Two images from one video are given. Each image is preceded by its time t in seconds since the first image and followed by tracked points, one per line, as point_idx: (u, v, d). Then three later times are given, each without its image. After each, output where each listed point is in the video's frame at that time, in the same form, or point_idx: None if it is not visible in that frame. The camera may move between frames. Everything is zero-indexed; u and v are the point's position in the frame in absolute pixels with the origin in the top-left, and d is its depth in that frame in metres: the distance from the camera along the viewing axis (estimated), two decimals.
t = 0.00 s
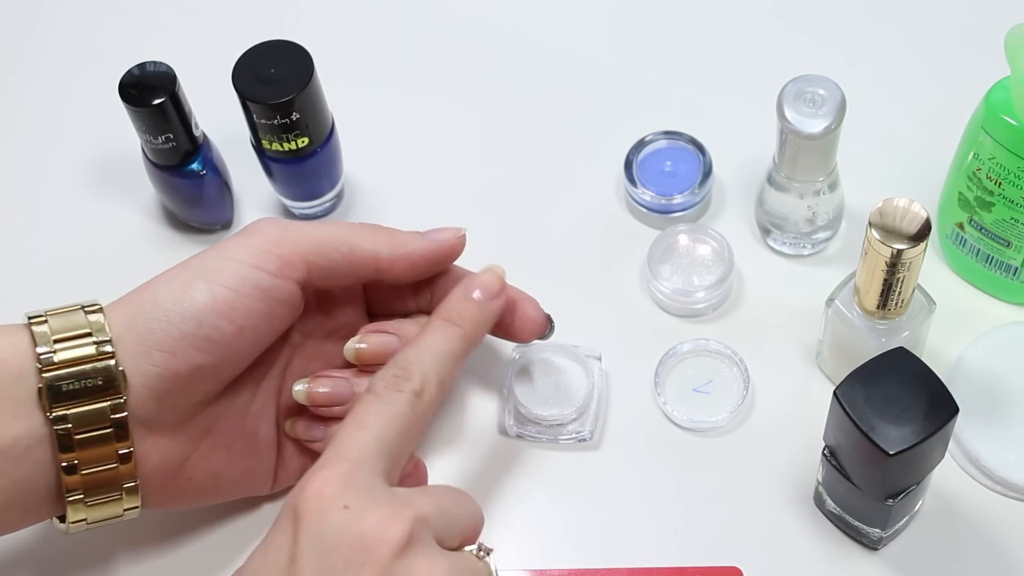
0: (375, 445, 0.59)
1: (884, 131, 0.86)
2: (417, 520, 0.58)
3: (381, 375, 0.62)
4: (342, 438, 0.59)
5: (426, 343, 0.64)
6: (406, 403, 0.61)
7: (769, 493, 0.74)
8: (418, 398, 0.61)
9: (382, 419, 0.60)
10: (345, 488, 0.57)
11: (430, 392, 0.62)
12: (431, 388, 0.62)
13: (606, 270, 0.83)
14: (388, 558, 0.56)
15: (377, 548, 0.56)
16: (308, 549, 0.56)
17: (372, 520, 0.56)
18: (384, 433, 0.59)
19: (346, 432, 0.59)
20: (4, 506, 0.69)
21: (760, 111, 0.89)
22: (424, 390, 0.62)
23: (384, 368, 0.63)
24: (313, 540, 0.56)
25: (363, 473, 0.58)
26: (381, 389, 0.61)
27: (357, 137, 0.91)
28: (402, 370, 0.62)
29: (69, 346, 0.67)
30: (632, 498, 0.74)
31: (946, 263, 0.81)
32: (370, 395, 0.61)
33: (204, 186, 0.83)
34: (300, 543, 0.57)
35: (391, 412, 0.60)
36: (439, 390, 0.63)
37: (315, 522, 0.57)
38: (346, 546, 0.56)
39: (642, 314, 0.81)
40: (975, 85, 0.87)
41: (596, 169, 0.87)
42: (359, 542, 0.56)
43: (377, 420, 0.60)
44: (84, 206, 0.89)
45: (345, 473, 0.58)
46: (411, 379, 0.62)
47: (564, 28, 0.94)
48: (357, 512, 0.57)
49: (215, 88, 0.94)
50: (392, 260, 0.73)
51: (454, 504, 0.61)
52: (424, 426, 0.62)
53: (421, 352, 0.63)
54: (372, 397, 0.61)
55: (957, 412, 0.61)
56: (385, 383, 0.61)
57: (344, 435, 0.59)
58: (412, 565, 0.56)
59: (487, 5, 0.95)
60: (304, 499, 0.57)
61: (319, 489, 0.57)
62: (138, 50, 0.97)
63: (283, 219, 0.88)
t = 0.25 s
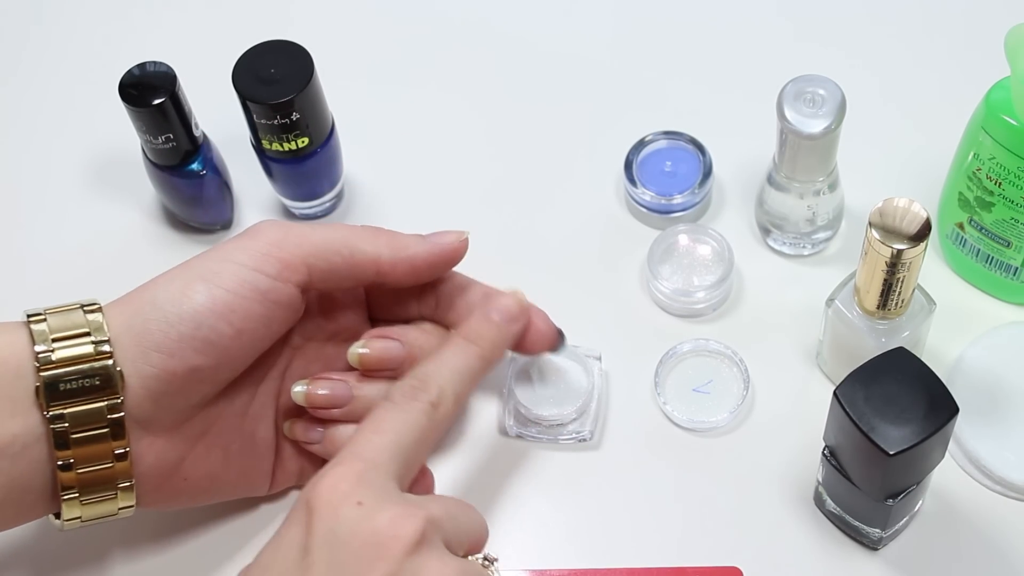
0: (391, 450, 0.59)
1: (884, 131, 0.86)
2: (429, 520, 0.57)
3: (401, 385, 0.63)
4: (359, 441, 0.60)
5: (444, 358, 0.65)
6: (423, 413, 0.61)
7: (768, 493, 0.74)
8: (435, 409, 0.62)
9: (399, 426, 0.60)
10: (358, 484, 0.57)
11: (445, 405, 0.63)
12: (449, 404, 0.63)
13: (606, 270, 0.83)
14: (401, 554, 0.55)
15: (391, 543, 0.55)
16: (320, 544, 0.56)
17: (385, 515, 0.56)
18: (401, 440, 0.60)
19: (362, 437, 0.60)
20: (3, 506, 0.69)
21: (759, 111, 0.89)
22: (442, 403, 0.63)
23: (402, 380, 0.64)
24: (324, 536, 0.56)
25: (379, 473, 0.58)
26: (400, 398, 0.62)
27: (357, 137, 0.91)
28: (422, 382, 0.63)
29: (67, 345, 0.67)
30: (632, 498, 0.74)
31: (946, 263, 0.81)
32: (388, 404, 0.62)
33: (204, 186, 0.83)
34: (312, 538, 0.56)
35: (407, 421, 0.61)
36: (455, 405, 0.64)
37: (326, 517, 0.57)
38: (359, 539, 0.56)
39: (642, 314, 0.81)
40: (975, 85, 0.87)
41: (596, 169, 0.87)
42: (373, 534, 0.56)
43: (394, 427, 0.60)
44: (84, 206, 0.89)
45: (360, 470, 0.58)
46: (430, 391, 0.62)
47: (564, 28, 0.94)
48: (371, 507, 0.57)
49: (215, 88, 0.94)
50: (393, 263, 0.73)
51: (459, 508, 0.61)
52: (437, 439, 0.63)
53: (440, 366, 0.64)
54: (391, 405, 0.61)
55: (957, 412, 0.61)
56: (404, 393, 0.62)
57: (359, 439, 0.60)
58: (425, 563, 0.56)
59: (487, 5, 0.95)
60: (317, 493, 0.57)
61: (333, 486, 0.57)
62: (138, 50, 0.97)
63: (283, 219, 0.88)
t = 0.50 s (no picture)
0: (397, 440, 0.59)
1: (884, 131, 0.86)
2: (434, 515, 0.58)
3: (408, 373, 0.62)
4: (365, 431, 0.59)
5: (452, 346, 0.64)
6: (429, 403, 0.61)
7: (769, 493, 0.74)
8: (441, 398, 0.62)
9: (406, 417, 0.60)
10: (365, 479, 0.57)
11: (453, 393, 0.62)
12: (456, 391, 0.63)
13: (606, 270, 0.83)
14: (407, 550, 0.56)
15: (396, 542, 0.56)
16: (325, 540, 0.56)
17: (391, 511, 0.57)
18: (407, 431, 0.60)
19: (368, 426, 0.60)
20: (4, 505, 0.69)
21: (759, 111, 0.89)
22: (451, 392, 0.62)
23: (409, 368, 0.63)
24: (329, 531, 0.56)
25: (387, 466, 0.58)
26: (407, 387, 0.61)
27: (356, 137, 0.91)
28: (429, 369, 0.62)
29: (64, 344, 0.67)
30: (632, 498, 0.74)
31: (946, 263, 0.81)
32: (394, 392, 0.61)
33: (204, 186, 0.83)
34: (318, 533, 0.56)
35: (413, 410, 0.60)
36: (462, 394, 0.63)
37: (331, 512, 0.57)
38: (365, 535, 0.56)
39: (642, 314, 0.81)
40: (975, 85, 0.87)
41: (596, 169, 0.87)
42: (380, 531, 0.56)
43: (400, 417, 0.60)
44: (84, 206, 0.89)
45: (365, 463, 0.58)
46: (436, 379, 0.62)
47: (564, 28, 0.94)
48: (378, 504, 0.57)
49: (215, 88, 0.94)
50: (390, 264, 0.72)
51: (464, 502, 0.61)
52: (445, 427, 0.63)
53: (447, 354, 0.64)
54: (397, 393, 0.61)
55: (957, 412, 0.61)
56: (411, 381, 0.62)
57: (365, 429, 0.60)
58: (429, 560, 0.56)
59: (487, 5, 0.95)
60: (323, 490, 0.57)
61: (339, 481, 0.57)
62: (138, 50, 0.97)
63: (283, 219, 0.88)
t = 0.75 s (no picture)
0: (385, 453, 0.59)
1: (884, 131, 0.86)
2: (429, 528, 0.58)
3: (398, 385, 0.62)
4: (354, 445, 0.60)
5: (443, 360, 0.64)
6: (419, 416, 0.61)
7: (769, 493, 0.74)
8: (431, 410, 0.62)
9: (395, 432, 0.60)
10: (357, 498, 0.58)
11: (442, 406, 0.62)
12: (445, 401, 0.63)
13: (606, 270, 0.83)
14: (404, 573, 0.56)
15: (390, 562, 0.55)
16: (319, 559, 0.56)
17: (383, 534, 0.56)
18: (397, 448, 0.60)
19: (358, 438, 0.60)
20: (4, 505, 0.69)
21: (759, 111, 0.89)
22: (441, 405, 0.62)
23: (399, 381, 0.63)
24: (322, 550, 0.56)
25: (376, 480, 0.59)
26: (396, 402, 0.61)
27: (356, 137, 0.91)
28: (421, 382, 0.63)
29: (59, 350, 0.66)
30: (633, 498, 0.74)
31: (946, 263, 0.81)
32: (384, 404, 0.61)
33: (205, 186, 0.83)
34: (312, 552, 0.56)
35: (402, 423, 0.61)
36: (450, 407, 0.63)
37: (324, 531, 0.56)
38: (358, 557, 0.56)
39: (642, 314, 0.81)
40: (975, 85, 0.87)
41: (596, 169, 0.87)
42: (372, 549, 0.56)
43: (389, 430, 0.60)
44: (84, 206, 0.89)
45: (357, 479, 0.58)
46: (427, 393, 0.62)
47: (565, 28, 0.94)
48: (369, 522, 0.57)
49: (216, 88, 0.94)
50: (383, 267, 0.72)
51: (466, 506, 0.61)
52: (434, 440, 0.63)
53: (438, 368, 0.64)
54: (387, 407, 0.61)
55: (957, 412, 0.61)
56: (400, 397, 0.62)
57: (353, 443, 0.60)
58: None
59: (487, 6, 0.95)
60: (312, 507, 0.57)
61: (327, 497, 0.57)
62: (138, 50, 0.97)
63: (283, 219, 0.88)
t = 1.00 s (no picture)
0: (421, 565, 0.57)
1: (884, 131, 0.86)
2: None
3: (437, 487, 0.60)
4: (396, 563, 0.57)
5: (484, 462, 0.61)
6: (461, 524, 0.59)
7: (768, 493, 0.74)
8: (470, 514, 0.60)
9: (439, 554, 0.58)
10: None
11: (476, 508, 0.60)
12: (484, 505, 0.60)
13: (606, 270, 0.83)
14: None
15: None
16: None
17: None
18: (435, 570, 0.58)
19: (400, 554, 0.57)
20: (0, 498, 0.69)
21: (760, 111, 0.88)
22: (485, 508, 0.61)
23: (440, 483, 0.60)
24: None
25: None
26: (444, 515, 0.59)
27: (356, 137, 0.91)
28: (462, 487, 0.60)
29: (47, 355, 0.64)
30: (632, 498, 0.74)
31: (946, 263, 0.81)
32: (425, 507, 0.59)
33: (205, 186, 0.83)
34: None
35: (440, 528, 0.58)
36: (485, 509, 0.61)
37: None
38: None
39: (642, 314, 0.81)
40: (975, 85, 0.87)
41: (596, 169, 0.87)
42: None
43: (426, 537, 0.58)
44: (84, 206, 0.89)
45: None
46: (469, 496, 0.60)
47: (565, 28, 0.94)
48: None
49: (216, 88, 0.94)
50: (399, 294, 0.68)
51: None
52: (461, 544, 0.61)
53: (477, 467, 0.61)
54: (426, 512, 0.59)
55: (957, 412, 0.61)
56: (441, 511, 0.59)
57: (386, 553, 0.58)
58: None
59: (487, 6, 0.95)
60: None
61: None
62: (138, 50, 0.97)
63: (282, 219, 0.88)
